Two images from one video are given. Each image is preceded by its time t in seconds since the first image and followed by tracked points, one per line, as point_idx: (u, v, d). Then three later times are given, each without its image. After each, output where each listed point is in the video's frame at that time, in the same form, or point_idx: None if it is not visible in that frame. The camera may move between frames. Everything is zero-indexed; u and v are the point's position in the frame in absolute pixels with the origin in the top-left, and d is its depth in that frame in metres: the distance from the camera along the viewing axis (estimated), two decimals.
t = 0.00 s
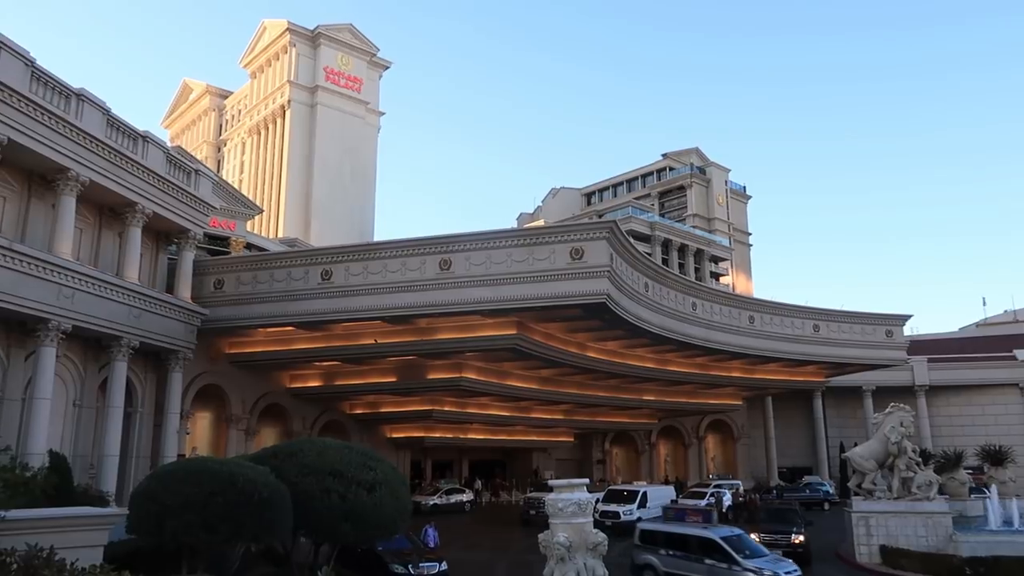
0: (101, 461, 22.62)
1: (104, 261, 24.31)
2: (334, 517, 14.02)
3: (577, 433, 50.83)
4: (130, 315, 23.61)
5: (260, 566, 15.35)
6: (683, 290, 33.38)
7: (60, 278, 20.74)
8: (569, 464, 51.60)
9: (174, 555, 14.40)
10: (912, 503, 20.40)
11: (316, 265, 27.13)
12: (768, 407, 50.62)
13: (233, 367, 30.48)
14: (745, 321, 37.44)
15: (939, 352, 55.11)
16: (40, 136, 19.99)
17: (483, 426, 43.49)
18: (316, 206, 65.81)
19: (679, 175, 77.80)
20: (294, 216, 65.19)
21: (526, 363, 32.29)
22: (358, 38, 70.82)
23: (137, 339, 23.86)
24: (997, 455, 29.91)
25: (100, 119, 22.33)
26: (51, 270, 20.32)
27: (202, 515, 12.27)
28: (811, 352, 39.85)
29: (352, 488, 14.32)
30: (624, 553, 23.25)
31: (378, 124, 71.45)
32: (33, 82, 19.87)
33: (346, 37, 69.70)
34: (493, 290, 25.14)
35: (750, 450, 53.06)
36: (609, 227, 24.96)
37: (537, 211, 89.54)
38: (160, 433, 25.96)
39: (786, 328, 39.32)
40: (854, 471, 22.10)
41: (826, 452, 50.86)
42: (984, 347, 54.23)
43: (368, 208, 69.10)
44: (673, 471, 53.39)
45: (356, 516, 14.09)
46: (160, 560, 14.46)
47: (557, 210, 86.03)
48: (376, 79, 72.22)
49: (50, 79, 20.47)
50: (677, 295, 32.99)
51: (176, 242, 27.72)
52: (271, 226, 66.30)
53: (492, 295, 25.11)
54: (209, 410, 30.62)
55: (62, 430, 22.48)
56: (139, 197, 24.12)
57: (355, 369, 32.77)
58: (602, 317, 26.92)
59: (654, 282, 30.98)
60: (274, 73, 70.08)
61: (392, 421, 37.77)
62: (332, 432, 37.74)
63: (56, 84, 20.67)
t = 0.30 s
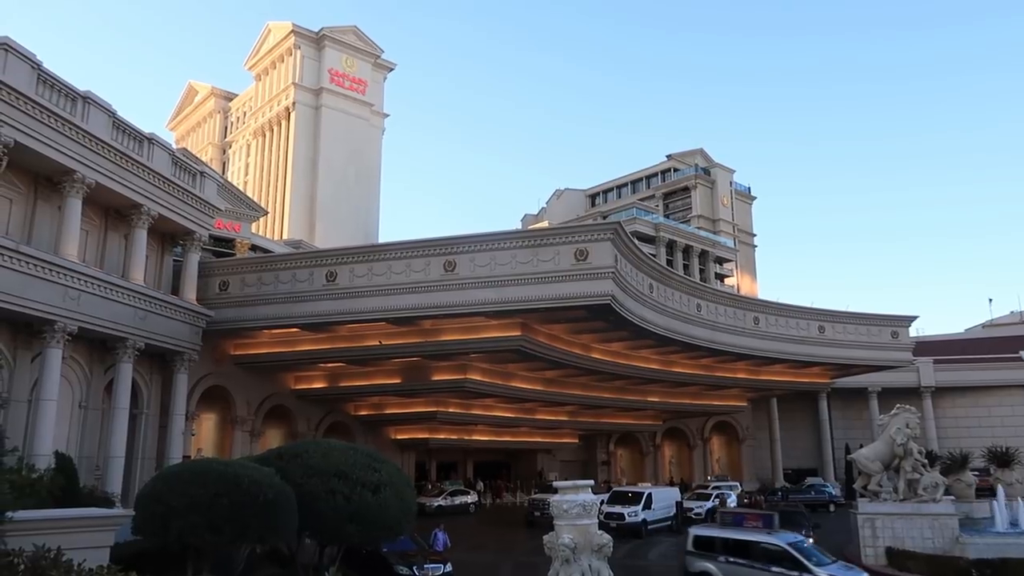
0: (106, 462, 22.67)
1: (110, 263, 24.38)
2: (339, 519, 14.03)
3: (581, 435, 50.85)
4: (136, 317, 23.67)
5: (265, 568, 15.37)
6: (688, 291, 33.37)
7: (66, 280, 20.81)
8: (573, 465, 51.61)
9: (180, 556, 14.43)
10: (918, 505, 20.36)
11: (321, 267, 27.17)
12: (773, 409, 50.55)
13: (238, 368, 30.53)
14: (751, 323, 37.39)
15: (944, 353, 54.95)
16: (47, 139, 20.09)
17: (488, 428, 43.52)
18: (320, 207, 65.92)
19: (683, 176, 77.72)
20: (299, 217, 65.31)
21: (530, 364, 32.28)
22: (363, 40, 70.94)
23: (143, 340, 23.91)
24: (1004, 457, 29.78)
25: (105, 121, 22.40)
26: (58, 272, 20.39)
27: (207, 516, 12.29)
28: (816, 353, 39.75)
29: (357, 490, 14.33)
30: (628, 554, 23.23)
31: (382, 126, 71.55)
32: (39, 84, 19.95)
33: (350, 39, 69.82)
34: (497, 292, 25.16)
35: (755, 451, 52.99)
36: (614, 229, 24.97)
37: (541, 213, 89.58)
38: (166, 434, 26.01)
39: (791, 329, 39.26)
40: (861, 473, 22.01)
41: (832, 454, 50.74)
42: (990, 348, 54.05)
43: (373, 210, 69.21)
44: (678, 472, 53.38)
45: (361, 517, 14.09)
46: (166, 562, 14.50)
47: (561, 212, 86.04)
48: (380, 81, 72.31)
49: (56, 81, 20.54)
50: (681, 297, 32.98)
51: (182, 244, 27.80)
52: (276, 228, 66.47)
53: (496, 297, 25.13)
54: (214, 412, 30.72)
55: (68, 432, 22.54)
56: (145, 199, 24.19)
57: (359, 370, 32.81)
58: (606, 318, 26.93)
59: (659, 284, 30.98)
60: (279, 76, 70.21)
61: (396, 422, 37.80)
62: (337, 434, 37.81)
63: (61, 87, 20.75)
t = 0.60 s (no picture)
0: (112, 463, 22.74)
1: (117, 264, 24.48)
2: (344, 520, 14.05)
3: (587, 436, 50.85)
4: (142, 318, 23.74)
5: (272, 569, 15.40)
6: (693, 292, 33.36)
7: (73, 282, 20.89)
8: (579, 466, 51.61)
9: (186, 557, 14.46)
10: (925, 506, 20.36)
11: (326, 269, 27.21)
12: (779, 409, 50.47)
13: (244, 369, 30.60)
14: (756, 323, 37.34)
15: (950, 353, 54.77)
16: (54, 142, 20.20)
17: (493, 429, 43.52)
18: (325, 209, 66.05)
19: (688, 176, 77.64)
20: (304, 219, 65.47)
21: (536, 365, 32.29)
22: (368, 42, 71.09)
23: (149, 342, 24.00)
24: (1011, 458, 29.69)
25: (111, 123, 22.49)
26: (64, 274, 20.46)
27: (213, 517, 12.32)
28: (821, 354, 39.67)
29: (362, 491, 14.35)
30: (634, 556, 23.22)
31: (387, 127, 71.67)
32: (46, 87, 20.04)
33: (355, 41, 69.97)
34: (502, 293, 25.18)
35: (761, 453, 52.88)
36: (619, 230, 24.98)
37: (546, 214, 89.60)
38: (172, 436, 26.08)
39: (797, 330, 39.20)
40: (867, 474, 22.04)
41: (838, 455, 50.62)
42: (997, 349, 53.83)
43: (378, 211, 69.34)
44: (683, 473, 53.29)
45: (367, 518, 14.11)
46: (172, 563, 14.53)
47: (566, 213, 86.04)
48: (385, 83, 72.43)
49: (62, 84, 20.63)
50: (687, 297, 32.97)
51: (187, 245, 27.87)
52: (281, 229, 66.65)
53: (501, 298, 25.14)
54: (220, 413, 30.78)
55: (74, 433, 22.62)
56: (151, 201, 24.28)
57: (365, 371, 32.86)
58: (611, 319, 26.94)
59: (664, 285, 30.97)
60: (284, 77, 70.36)
61: (401, 423, 37.86)
62: (342, 435, 37.86)
63: (68, 89, 20.84)
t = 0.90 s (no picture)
0: (118, 465, 22.81)
1: (122, 267, 24.55)
2: (350, 521, 14.06)
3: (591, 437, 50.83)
4: (147, 320, 23.81)
5: (276, 570, 15.40)
6: (698, 293, 33.32)
7: (79, 285, 20.95)
8: (583, 467, 51.57)
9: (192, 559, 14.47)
10: (931, 507, 20.35)
11: (331, 270, 27.26)
12: (784, 410, 50.37)
13: (248, 371, 30.65)
14: (761, 324, 37.27)
15: (956, 354, 54.58)
16: (61, 145, 20.31)
17: (498, 430, 43.48)
18: (329, 211, 66.15)
19: (692, 177, 77.56)
20: (308, 221, 65.57)
21: (540, 366, 32.25)
22: (372, 45, 71.24)
23: (154, 344, 24.05)
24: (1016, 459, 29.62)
25: (117, 126, 22.57)
26: (70, 276, 20.52)
27: (218, 519, 12.36)
28: (826, 354, 39.57)
29: (367, 493, 14.35)
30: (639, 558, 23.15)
31: (391, 129, 71.79)
32: (52, 90, 20.10)
33: (360, 43, 70.11)
34: (507, 294, 25.18)
35: (766, 454, 52.75)
36: (623, 230, 24.98)
37: (550, 216, 89.61)
38: (177, 438, 26.14)
39: (801, 331, 39.11)
40: (873, 475, 21.92)
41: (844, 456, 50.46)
42: (1004, 349, 53.57)
43: (382, 213, 69.43)
44: (688, 475, 53.17)
45: (371, 520, 14.11)
46: (178, 565, 14.56)
47: (570, 214, 86.04)
48: (389, 85, 72.54)
49: (68, 88, 20.71)
50: (691, 299, 32.93)
51: (192, 247, 27.92)
52: (286, 231, 66.82)
53: (505, 299, 25.15)
54: (225, 415, 30.82)
55: (80, 436, 22.68)
56: (156, 203, 24.35)
57: (369, 372, 32.89)
58: (616, 320, 26.90)
59: (669, 286, 30.95)
60: (288, 80, 70.51)
61: (406, 425, 37.89)
62: (347, 436, 37.89)
63: (73, 93, 20.91)
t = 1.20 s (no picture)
0: (123, 466, 22.85)
1: (126, 269, 24.59)
2: (354, 522, 14.07)
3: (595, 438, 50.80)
4: (152, 322, 23.87)
5: (281, 571, 15.39)
6: (701, 294, 33.30)
7: (84, 286, 21.02)
8: (587, 468, 51.53)
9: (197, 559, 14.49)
10: (936, 508, 20.24)
11: (334, 272, 27.28)
12: (788, 411, 50.29)
13: (253, 373, 30.71)
14: (765, 325, 37.23)
15: (961, 354, 54.43)
16: (65, 148, 20.37)
17: (502, 432, 43.49)
18: (333, 213, 66.23)
19: (696, 178, 77.49)
20: (312, 223, 65.65)
21: (543, 367, 32.25)
22: (375, 46, 71.35)
23: (158, 346, 24.09)
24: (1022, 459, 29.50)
25: (121, 129, 22.64)
26: (74, 277, 20.57)
27: (223, 520, 12.36)
28: (831, 355, 39.49)
29: (371, 494, 14.35)
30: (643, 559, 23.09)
31: (395, 131, 71.84)
32: (56, 93, 20.17)
33: (363, 45, 70.15)
34: (510, 296, 25.19)
35: (770, 455, 52.64)
36: (626, 231, 24.98)
37: (554, 217, 89.58)
38: (181, 439, 26.18)
39: (805, 332, 39.04)
40: (878, 475, 21.92)
41: (848, 457, 50.35)
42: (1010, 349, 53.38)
43: (386, 214, 69.49)
44: (692, 475, 53.10)
45: (375, 522, 14.12)
46: (183, 566, 14.57)
47: (573, 215, 85.99)
48: (392, 86, 72.62)
49: (73, 91, 20.79)
50: (695, 300, 32.91)
51: (196, 249, 27.99)
52: (290, 232, 66.93)
53: (508, 300, 25.16)
54: (229, 416, 30.84)
55: (85, 437, 22.73)
56: (160, 206, 24.41)
57: (373, 374, 32.93)
58: (619, 321, 26.85)
59: (672, 286, 30.93)
60: (292, 82, 70.63)
61: (409, 426, 37.92)
62: (351, 438, 37.93)
63: (78, 96, 20.98)
